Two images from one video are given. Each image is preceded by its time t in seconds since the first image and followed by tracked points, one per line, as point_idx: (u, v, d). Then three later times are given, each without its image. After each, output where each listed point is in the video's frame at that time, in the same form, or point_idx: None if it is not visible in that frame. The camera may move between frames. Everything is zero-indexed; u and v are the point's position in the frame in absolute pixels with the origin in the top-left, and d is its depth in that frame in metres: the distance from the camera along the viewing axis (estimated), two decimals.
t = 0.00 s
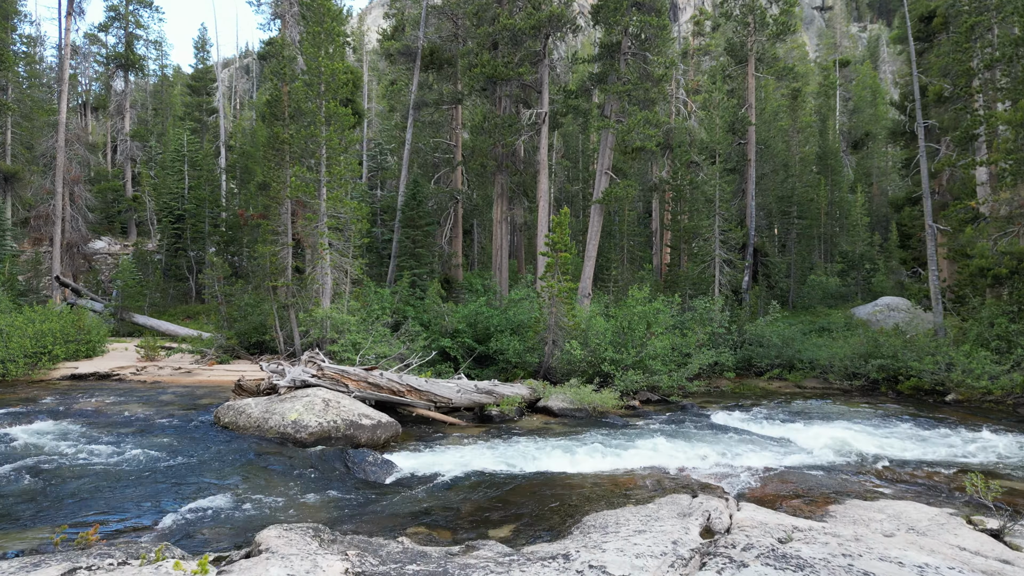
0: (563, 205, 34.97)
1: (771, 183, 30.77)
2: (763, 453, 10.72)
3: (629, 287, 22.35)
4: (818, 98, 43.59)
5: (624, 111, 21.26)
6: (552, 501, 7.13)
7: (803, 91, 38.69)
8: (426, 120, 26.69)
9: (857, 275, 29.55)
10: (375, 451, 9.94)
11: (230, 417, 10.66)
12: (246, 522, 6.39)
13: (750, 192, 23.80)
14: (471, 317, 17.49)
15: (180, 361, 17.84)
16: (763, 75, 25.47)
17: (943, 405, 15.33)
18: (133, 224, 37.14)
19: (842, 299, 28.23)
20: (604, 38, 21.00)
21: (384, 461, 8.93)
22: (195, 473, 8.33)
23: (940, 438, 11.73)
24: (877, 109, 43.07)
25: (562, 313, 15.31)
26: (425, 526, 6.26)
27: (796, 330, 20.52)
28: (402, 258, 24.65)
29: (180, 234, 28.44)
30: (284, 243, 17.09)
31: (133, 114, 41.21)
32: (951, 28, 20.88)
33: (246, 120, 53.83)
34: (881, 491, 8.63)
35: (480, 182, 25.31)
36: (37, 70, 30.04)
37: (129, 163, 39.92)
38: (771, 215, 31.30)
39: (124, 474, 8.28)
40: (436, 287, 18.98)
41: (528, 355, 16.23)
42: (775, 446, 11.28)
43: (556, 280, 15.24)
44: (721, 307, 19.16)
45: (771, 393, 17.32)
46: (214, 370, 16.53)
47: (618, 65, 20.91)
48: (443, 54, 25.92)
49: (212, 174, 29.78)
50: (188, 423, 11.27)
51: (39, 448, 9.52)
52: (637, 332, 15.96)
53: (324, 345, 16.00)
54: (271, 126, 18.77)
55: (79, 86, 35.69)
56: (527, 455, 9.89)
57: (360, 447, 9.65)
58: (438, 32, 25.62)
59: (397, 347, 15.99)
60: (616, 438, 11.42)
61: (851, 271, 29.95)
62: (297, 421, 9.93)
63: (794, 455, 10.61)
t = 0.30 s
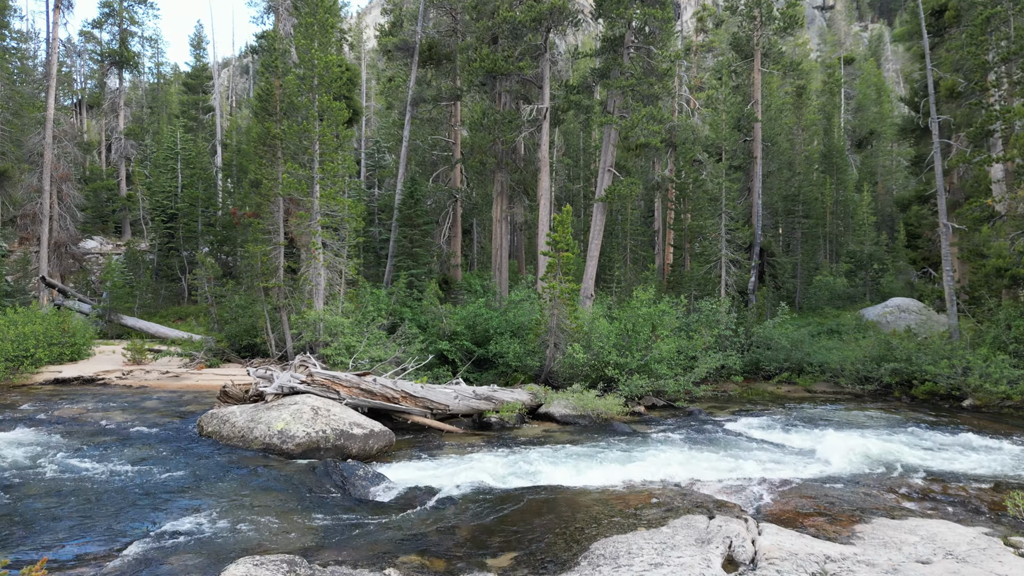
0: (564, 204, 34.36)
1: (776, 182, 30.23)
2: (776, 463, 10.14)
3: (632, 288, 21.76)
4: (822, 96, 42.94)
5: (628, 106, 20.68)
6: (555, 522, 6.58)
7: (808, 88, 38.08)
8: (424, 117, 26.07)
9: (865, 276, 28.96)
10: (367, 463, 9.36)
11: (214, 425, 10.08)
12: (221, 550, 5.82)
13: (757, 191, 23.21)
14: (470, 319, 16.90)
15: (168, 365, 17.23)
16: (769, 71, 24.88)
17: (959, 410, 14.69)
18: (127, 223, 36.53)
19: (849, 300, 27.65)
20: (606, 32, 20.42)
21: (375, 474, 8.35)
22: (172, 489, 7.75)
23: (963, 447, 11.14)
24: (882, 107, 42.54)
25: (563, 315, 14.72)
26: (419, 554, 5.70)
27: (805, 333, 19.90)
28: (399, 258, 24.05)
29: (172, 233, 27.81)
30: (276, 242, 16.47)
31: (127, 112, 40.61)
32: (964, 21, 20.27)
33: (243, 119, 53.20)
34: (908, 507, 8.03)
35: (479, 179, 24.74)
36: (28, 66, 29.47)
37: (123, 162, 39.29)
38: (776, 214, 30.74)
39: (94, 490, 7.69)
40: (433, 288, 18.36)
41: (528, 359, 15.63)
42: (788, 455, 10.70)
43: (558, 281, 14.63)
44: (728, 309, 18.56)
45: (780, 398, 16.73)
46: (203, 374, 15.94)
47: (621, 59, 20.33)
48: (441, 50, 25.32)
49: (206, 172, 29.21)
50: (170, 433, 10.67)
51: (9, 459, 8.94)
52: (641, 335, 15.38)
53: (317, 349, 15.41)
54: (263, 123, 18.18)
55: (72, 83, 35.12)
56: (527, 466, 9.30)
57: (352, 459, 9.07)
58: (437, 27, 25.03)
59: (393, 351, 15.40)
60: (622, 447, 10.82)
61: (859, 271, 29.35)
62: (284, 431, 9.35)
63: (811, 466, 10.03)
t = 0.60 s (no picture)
0: (565, 203, 33.93)
1: (780, 180, 29.85)
2: (787, 469, 9.74)
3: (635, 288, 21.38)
4: (826, 94, 42.44)
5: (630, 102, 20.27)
6: (558, 535, 6.18)
7: (811, 86, 37.65)
8: (423, 114, 25.65)
9: (871, 275, 28.54)
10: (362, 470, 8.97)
11: (203, 430, 9.69)
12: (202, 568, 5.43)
13: (761, 188, 22.83)
14: (469, 319, 16.51)
15: (161, 366, 16.84)
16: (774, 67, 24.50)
17: (971, 412, 14.28)
18: (123, 222, 36.13)
19: (855, 299, 27.26)
20: (608, 26, 20.02)
21: (369, 482, 7.96)
22: (154, 499, 7.34)
23: (980, 451, 10.73)
24: (885, 105, 42.23)
25: (565, 316, 14.33)
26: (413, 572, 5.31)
27: (811, 333, 19.51)
28: (398, 257, 23.65)
29: (167, 232, 27.38)
30: (270, 241, 16.07)
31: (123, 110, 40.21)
32: (973, 15, 19.87)
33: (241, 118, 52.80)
34: (928, 516, 7.60)
35: (479, 177, 24.34)
36: (22, 62, 29.08)
37: (119, 160, 38.88)
38: (780, 212, 30.35)
39: (73, 500, 7.30)
40: (432, 287, 17.97)
41: (529, 360, 15.24)
42: (799, 461, 10.30)
43: (559, 280, 14.23)
44: (733, 309, 18.15)
45: (787, 400, 16.34)
46: (195, 376, 15.54)
47: (624, 54, 19.91)
48: (440, 46, 24.89)
49: (202, 170, 28.83)
50: (158, 438, 10.27)
51: None
52: (645, 336, 14.99)
53: (313, 350, 15.03)
54: (258, 119, 17.77)
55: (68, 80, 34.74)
56: (527, 473, 8.90)
57: (345, 466, 8.68)
58: (436, 23, 24.62)
59: (390, 352, 15.01)
60: (626, 452, 10.43)
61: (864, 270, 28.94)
62: (275, 436, 8.96)
63: (824, 472, 9.63)
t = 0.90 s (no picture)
0: (565, 202, 33.73)
1: (781, 179, 29.68)
2: (792, 472, 9.55)
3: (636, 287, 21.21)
4: (827, 93, 42.22)
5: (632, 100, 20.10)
6: (559, 543, 5.99)
7: (813, 84, 37.45)
8: (422, 112, 25.45)
9: (874, 274, 28.35)
10: (360, 473, 8.80)
11: (198, 432, 9.50)
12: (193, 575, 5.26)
13: (763, 187, 22.68)
14: (469, 319, 16.33)
15: (157, 366, 16.65)
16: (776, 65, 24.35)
17: (977, 413, 14.08)
18: (121, 221, 35.95)
19: (858, 299, 27.07)
20: (609, 23, 19.85)
21: (366, 486, 7.78)
22: (146, 504, 7.16)
23: (989, 453, 10.54)
24: (888, 104, 42.08)
25: (566, 316, 14.17)
26: None
27: (814, 333, 19.32)
28: (397, 257, 23.46)
29: (165, 232, 27.17)
30: (268, 239, 15.88)
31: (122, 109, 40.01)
32: (977, 12, 19.68)
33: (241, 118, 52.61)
34: (940, 521, 7.39)
35: (479, 176, 24.16)
36: (19, 60, 28.90)
37: (117, 160, 38.68)
38: (782, 211, 30.18)
39: (63, 504, 7.10)
40: (432, 287, 17.80)
41: (530, 361, 15.05)
42: (805, 464, 10.12)
43: (560, 280, 14.05)
44: (736, 309, 17.96)
45: (790, 401, 16.16)
46: (192, 376, 15.36)
47: (625, 52, 19.72)
48: (440, 43, 24.66)
49: (200, 169, 28.64)
50: (151, 440, 10.08)
51: None
52: (647, 336, 14.81)
53: (311, 350, 14.86)
54: (256, 116, 17.59)
55: (65, 79, 34.58)
56: (528, 477, 8.71)
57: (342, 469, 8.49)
58: (436, 21, 24.45)
59: (389, 352, 14.84)
60: (628, 454, 10.25)
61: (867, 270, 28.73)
62: (271, 439, 8.77)
63: (830, 475, 9.46)
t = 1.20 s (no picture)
0: (565, 202, 33.64)
1: (782, 179, 29.59)
2: (794, 473, 9.50)
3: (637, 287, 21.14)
4: (829, 92, 42.08)
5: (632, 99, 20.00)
6: (560, 546, 5.93)
7: (814, 84, 37.34)
8: (422, 111, 25.39)
9: (875, 274, 28.27)
10: (359, 473, 8.73)
11: (195, 433, 9.42)
12: None
13: (764, 187, 22.59)
14: (469, 319, 16.26)
15: (155, 366, 16.53)
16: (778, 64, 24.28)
17: (979, 414, 13.99)
18: (120, 221, 35.90)
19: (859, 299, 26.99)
20: (609, 22, 19.76)
21: (365, 487, 7.70)
22: (143, 505, 7.09)
23: (993, 455, 10.47)
24: (888, 104, 42.05)
25: (567, 315, 14.10)
26: None
27: (815, 333, 19.24)
28: (396, 256, 23.34)
29: (164, 231, 27.09)
30: (266, 239, 15.78)
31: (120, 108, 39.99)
32: (980, 11, 19.58)
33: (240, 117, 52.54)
34: (945, 523, 7.30)
35: (478, 175, 24.09)
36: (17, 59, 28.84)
37: (117, 159, 38.62)
38: (783, 211, 30.11)
39: (58, 505, 7.02)
40: (432, 286, 17.71)
41: (530, 360, 14.97)
42: (807, 465, 10.06)
43: (560, 279, 13.95)
44: (737, 309, 17.87)
45: (791, 401, 16.08)
46: (190, 376, 15.28)
47: (626, 50, 19.61)
48: (439, 42, 24.55)
49: (200, 168, 28.56)
50: (149, 441, 10.01)
51: None
52: (648, 336, 14.73)
53: (310, 350, 14.80)
54: (255, 116, 17.49)
55: (65, 78, 34.55)
56: (528, 478, 8.63)
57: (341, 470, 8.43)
58: (436, 20, 24.36)
59: (389, 352, 14.77)
60: (629, 455, 10.18)
61: (869, 270, 28.66)
62: (269, 439, 8.69)
63: (832, 476, 9.40)
